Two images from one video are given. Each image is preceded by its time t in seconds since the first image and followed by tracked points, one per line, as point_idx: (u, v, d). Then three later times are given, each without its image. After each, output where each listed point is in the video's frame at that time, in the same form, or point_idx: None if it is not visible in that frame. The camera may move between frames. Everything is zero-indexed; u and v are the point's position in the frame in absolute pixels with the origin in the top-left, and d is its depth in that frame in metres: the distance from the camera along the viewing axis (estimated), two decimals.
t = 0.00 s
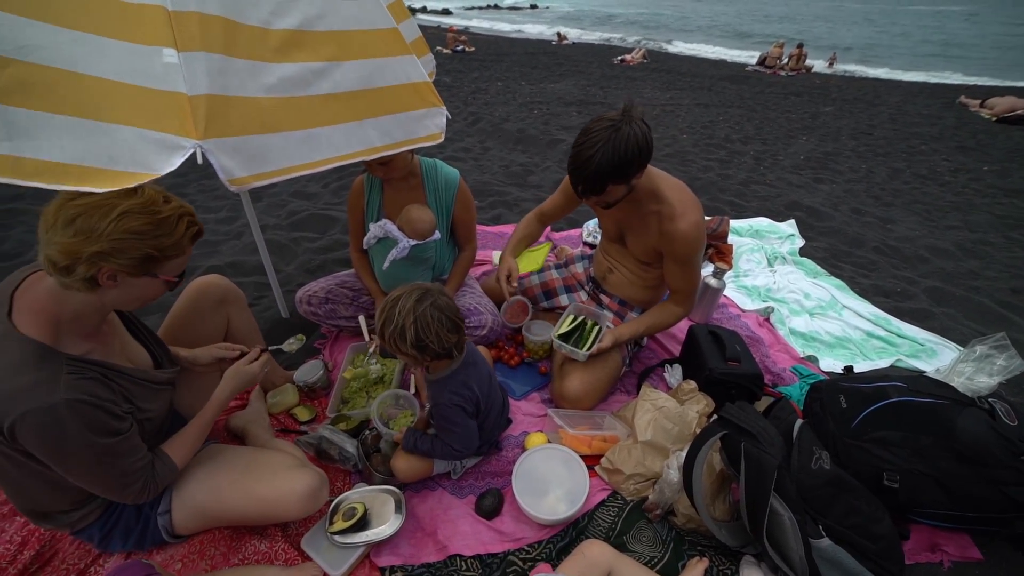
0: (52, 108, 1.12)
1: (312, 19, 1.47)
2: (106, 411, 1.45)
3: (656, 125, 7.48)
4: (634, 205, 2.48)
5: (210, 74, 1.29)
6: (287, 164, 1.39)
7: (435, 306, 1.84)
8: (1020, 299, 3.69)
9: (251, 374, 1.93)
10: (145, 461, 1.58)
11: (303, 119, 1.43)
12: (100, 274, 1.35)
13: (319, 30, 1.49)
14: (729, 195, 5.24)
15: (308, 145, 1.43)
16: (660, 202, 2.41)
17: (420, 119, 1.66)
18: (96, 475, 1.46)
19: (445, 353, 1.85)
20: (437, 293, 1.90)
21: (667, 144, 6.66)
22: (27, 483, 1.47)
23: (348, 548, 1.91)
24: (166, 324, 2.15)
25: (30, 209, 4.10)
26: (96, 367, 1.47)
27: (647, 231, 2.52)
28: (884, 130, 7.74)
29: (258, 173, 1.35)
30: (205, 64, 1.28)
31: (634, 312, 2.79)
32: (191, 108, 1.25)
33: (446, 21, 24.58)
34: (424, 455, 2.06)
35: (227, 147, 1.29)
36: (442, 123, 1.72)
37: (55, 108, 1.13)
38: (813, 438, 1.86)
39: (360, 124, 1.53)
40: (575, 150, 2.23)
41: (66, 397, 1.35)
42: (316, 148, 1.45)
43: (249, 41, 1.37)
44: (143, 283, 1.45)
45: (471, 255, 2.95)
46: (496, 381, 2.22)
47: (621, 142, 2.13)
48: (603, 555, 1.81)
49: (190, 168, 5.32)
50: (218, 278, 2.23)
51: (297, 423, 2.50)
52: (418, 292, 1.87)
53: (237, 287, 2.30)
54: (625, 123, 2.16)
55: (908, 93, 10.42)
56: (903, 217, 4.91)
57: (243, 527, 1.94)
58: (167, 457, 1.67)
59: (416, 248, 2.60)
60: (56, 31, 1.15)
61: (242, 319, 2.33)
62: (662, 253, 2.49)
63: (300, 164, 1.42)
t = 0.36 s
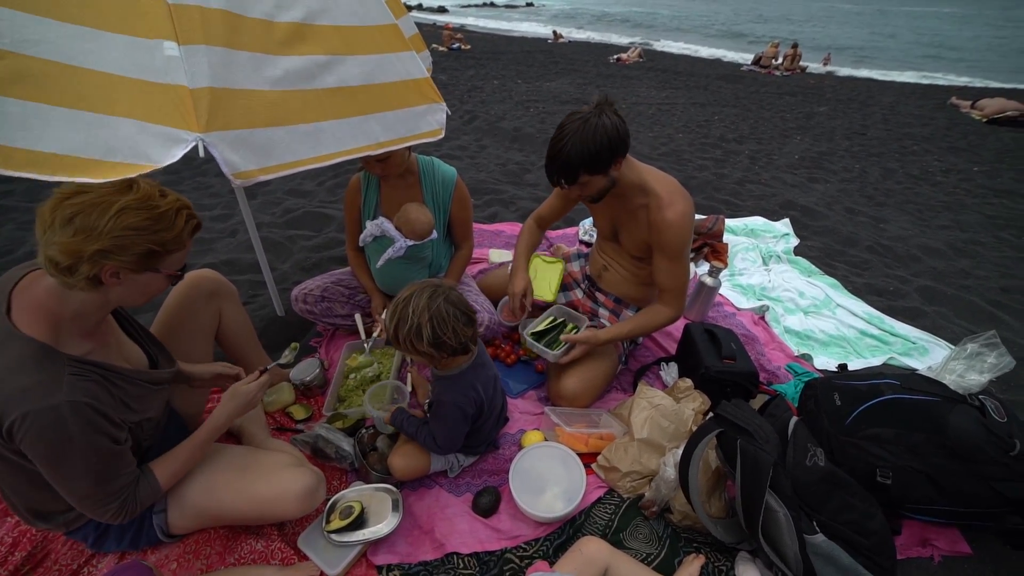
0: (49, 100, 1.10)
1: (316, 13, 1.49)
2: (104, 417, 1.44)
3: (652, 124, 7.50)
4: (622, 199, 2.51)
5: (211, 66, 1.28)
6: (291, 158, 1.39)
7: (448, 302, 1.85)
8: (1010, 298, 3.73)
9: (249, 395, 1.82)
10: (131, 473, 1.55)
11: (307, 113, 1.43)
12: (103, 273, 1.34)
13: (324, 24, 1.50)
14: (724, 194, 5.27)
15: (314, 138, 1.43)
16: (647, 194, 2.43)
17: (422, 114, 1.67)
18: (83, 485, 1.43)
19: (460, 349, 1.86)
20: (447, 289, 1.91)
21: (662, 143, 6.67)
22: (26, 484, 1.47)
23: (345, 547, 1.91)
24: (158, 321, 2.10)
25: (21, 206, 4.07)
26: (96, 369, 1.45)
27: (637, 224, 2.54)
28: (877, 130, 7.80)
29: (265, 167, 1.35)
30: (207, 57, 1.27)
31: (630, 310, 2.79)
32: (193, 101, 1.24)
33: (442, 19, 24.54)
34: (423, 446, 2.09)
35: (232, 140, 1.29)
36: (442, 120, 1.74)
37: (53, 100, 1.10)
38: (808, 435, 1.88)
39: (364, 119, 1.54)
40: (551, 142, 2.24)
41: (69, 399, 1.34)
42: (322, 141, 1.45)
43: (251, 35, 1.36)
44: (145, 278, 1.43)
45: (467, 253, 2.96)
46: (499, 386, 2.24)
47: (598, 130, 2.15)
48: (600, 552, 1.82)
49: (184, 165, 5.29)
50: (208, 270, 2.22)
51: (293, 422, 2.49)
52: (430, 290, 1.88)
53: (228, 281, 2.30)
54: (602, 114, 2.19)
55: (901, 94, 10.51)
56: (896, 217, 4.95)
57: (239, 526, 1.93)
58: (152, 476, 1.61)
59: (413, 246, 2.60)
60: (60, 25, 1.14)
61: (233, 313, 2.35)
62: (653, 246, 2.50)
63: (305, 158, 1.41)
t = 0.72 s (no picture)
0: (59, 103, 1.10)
1: (321, 17, 1.49)
2: (87, 431, 1.41)
3: (652, 127, 7.53)
4: (622, 200, 2.52)
5: (221, 72, 1.29)
6: (297, 160, 1.38)
7: (448, 304, 1.87)
8: (1007, 301, 3.74)
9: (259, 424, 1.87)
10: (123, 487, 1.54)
11: (311, 117, 1.42)
12: (71, 277, 1.31)
13: (328, 29, 1.50)
14: (723, 197, 5.28)
15: (317, 141, 1.42)
16: (646, 193, 2.44)
17: (424, 117, 1.65)
18: (70, 501, 1.41)
19: (463, 350, 1.86)
20: (445, 291, 1.93)
21: (661, 145, 6.70)
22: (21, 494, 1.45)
23: (344, 548, 1.91)
24: (155, 323, 2.11)
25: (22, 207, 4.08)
26: (76, 382, 1.43)
27: (636, 224, 2.56)
28: (875, 134, 7.83)
29: (272, 169, 1.34)
30: (217, 62, 1.29)
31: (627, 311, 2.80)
32: (204, 106, 1.25)
33: (442, 22, 24.61)
34: (421, 446, 2.10)
35: (240, 143, 1.29)
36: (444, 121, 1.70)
37: (67, 105, 1.10)
38: (806, 437, 1.88)
39: (365, 122, 1.52)
40: (557, 142, 2.24)
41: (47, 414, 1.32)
42: (323, 145, 1.43)
43: (258, 39, 1.38)
44: (119, 280, 1.39)
45: (466, 256, 2.97)
46: (500, 392, 2.25)
47: (601, 124, 2.18)
48: (598, 554, 1.82)
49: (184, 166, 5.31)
50: (203, 270, 2.23)
51: (292, 423, 2.49)
52: (427, 293, 1.89)
53: (222, 280, 2.31)
54: (600, 108, 2.22)
55: (899, 98, 10.55)
56: (893, 220, 4.97)
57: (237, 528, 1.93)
58: (149, 486, 1.63)
59: (412, 248, 2.61)
60: (72, 30, 1.14)
61: (228, 310, 2.35)
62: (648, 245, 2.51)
63: (311, 161, 1.39)
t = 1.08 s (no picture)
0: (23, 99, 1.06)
1: (289, 8, 1.45)
2: (56, 433, 1.38)
3: (639, 121, 7.55)
4: (611, 196, 2.52)
5: (190, 66, 1.27)
6: (261, 157, 1.38)
7: (433, 296, 1.86)
8: (982, 292, 3.83)
9: (244, 417, 1.86)
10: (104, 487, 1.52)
11: (274, 112, 1.41)
12: (22, 276, 1.30)
13: (297, 21, 1.47)
14: (709, 191, 5.32)
15: (282, 136, 1.43)
16: (635, 189, 2.45)
17: (392, 114, 1.66)
18: (48, 503, 1.39)
19: (447, 341, 1.85)
20: (429, 284, 1.92)
21: (649, 140, 6.72)
22: None
23: (330, 540, 1.90)
24: (133, 318, 2.06)
25: None
26: (38, 384, 1.40)
27: (623, 219, 2.56)
28: (858, 129, 7.94)
29: (239, 165, 1.34)
30: (186, 54, 1.26)
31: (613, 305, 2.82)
32: (176, 102, 1.23)
33: (430, 15, 24.38)
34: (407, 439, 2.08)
35: (211, 139, 1.28)
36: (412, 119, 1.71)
37: (34, 100, 1.07)
38: (785, 426, 1.92)
39: (331, 118, 1.53)
40: (551, 139, 2.23)
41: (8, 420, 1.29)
42: (288, 139, 1.44)
43: (222, 33, 1.34)
44: (78, 276, 1.37)
45: (452, 250, 2.97)
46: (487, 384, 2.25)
47: (596, 127, 2.15)
48: (584, 543, 1.84)
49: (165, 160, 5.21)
50: (184, 264, 2.21)
51: (277, 418, 2.49)
52: (410, 285, 1.89)
53: (203, 274, 2.28)
54: (598, 109, 2.19)
55: (881, 94, 10.71)
56: (875, 214, 5.05)
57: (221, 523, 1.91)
58: (131, 485, 1.61)
59: (397, 243, 2.58)
60: (30, 22, 1.08)
61: (209, 304, 2.32)
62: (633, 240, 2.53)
63: (277, 156, 1.41)
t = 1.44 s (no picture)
0: None
1: (272, 10, 1.43)
2: (52, 428, 1.38)
3: (633, 120, 7.57)
4: (608, 194, 2.53)
5: (170, 68, 1.25)
6: (246, 159, 1.40)
7: (415, 296, 1.86)
8: (972, 286, 3.86)
9: (237, 419, 1.88)
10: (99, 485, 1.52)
11: (259, 113, 1.43)
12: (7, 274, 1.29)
13: (280, 22, 1.45)
14: (702, 189, 5.34)
15: (265, 139, 1.44)
16: (632, 188, 2.46)
17: (380, 115, 1.69)
18: (46, 502, 1.38)
19: (428, 344, 1.85)
20: (415, 285, 1.92)
21: (642, 138, 6.74)
22: None
23: (324, 541, 1.90)
24: (125, 323, 2.07)
25: None
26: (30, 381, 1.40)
27: (621, 218, 2.57)
28: (850, 126, 7.98)
29: (222, 167, 1.36)
30: (166, 58, 1.24)
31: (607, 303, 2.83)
32: (154, 105, 1.22)
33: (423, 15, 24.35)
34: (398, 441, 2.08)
35: (191, 142, 1.28)
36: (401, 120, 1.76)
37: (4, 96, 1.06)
38: (776, 420, 1.93)
39: (318, 120, 1.55)
40: (553, 139, 2.22)
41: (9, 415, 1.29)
42: (273, 141, 1.45)
43: (204, 34, 1.32)
44: (62, 276, 1.37)
45: (446, 250, 2.96)
46: (478, 382, 2.25)
47: (597, 126, 2.15)
48: (577, 539, 1.86)
49: (158, 164, 5.20)
50: (176, 268, 2.20)
51: (272, 420, 2.48)
52: (396, 285, 1.89)
53: (195, 277, 2.28)
54: (598, 107, 2.18)
55: (872, 91, 10.77)
56: (866, 209, 5.08)
57: (215, 526, 1.92)
58: (127, 485, 1.61)
59: (390, 245, 2.59)
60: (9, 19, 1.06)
61: (203, 308, 2.31)
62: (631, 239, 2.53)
63: (260, 159, 1.43)
